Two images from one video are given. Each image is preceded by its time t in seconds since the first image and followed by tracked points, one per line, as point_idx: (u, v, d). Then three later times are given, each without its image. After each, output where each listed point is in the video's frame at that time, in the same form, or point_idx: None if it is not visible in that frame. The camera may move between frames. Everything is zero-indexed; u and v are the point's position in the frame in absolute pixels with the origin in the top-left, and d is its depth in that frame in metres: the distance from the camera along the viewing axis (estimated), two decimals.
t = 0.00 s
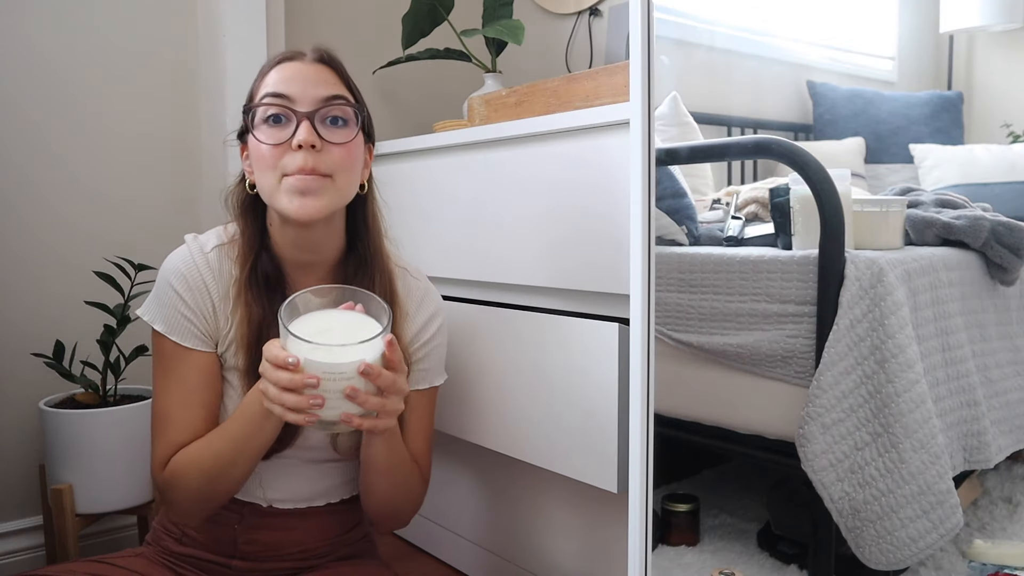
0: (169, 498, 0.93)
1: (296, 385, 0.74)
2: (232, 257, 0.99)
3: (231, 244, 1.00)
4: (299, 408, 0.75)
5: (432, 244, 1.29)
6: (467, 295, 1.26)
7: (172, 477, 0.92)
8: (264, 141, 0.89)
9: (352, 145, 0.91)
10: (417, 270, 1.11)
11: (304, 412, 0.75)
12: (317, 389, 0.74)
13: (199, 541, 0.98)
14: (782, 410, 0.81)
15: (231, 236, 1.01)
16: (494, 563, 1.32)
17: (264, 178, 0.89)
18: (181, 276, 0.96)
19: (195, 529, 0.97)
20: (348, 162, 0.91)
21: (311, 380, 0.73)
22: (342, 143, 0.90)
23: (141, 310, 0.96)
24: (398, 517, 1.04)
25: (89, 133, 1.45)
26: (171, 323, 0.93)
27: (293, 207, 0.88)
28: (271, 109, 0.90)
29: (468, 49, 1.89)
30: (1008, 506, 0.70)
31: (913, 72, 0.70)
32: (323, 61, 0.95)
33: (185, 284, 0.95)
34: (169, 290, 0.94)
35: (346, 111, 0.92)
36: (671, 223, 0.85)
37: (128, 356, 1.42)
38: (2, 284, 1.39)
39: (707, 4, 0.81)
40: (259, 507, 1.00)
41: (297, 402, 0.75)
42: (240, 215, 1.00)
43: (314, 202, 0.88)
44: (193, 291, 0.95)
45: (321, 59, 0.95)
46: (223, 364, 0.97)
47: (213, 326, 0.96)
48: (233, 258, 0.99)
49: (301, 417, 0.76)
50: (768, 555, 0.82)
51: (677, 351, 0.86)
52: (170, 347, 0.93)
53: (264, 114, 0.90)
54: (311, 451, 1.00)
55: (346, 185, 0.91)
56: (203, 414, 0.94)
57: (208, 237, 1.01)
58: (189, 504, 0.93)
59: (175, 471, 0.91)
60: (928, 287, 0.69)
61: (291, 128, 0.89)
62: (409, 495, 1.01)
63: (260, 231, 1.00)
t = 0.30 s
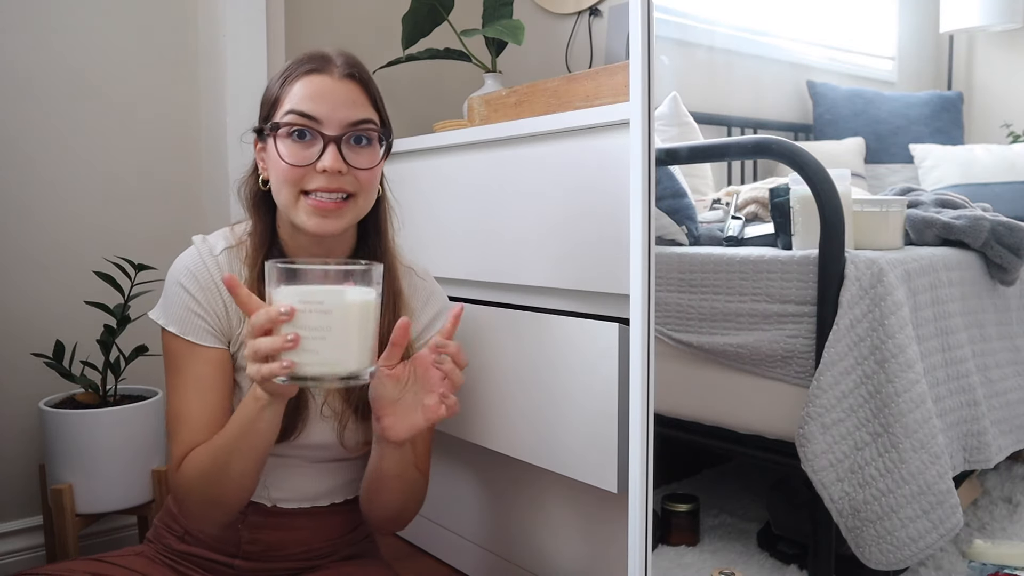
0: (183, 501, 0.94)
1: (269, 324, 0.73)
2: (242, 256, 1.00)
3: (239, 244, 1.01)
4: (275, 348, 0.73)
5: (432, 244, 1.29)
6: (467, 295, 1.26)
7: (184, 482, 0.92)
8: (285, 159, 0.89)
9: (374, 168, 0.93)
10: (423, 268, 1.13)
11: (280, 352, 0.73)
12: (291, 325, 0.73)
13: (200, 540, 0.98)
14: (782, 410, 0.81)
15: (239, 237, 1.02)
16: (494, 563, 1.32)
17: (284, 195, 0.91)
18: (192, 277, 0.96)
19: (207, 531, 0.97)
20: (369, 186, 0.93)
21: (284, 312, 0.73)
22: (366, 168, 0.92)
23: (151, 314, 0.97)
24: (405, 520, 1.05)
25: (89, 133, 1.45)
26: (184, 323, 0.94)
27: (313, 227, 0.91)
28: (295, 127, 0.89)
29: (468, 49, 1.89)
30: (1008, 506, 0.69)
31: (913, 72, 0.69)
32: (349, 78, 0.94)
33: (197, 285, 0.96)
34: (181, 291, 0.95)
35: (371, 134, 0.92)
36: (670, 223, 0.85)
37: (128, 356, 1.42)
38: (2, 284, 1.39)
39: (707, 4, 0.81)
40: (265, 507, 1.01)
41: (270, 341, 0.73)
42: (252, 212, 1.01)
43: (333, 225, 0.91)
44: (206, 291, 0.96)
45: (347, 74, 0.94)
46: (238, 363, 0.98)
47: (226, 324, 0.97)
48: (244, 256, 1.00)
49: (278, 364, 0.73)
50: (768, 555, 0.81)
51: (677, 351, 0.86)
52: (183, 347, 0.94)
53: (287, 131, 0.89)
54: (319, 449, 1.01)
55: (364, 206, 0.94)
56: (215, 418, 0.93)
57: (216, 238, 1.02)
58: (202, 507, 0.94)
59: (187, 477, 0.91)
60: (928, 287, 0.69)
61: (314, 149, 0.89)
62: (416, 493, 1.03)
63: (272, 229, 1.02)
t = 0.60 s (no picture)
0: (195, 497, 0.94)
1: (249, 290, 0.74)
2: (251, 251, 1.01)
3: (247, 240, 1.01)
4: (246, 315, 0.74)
5: (434, 245, 1.29)
6: (467, 294, 1.26)
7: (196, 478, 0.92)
8: (285, 162, 0.89)
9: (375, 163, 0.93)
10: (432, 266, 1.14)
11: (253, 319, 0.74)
12: (265, 290, 0.73)
13: (200, 540, 0.98)
14: (782, 410, 0.81)
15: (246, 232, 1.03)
16: (494, 563, 1.32)
17: (287, 197, 0.91)
18: (201, 273, 0.97)
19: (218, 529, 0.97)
20: (370, 181, 0.93)
21: (256, 278, 0.73)
22: (366, 164, 0.91)
23: (162, 311, 0.97)
24: (430, 510, 1.06)
25: (89, 132, 1.45)
26: (194, 317, 0.94)
27: (319, 226, 0.92)
28: (292, 128, 0.89)
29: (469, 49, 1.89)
30: (1008, 506, 0.69)
31: (912, 72, 0.69)
32: (343, 75, 0.94)
33: (207, 280, 0.96)
34: (192, 287, 0.95)
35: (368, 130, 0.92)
36: (670, 223, 0.85)
37: (128, 356, 1.42)
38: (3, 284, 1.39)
39: (706, 4, 0.81)
40: (268, 508, 1.01)
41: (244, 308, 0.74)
42: (259, 209, 1.02)
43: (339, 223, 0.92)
44: (215, 286, 0.97)
45: (341, 71, 0.94)
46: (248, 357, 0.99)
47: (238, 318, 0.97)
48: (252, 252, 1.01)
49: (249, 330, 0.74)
50: (768, 555, 0.82)
51: (677, 351, 0.86)
52: (193, 341, 0.94)
53: (285, 133, 0.90)
54: (327, 447, 1.01)
55: (367, 202, 0.94)
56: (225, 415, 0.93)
57: (222, 236, 1.02)
58: (214, 502, 0.94)
59: (198, 471, 0.91)
60: (928, 287, 0.69)
61: (313, 150, 0.89)
62: (440, 480, 1.03)
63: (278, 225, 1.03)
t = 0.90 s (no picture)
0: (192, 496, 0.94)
1: (252, 284, 0.74)
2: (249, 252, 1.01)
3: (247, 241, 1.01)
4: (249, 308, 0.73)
5: (434, 245, 1.29)
6: (467, 294, 1.26)
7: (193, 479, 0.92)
8: (281, 167, 0.90)
9: (370, 167, 0.93)
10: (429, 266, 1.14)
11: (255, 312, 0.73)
12: (269, 283, 0.72)
13: (199, 540, 0.98)
14: (783, 410, 0.81)
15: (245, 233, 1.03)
16: (494, 563, 1.32)
17: (283, 200, 0.92)
18: (200, 273, 0.97)
19: (216, 528, 0.97)
20: (365, 184, 0.93)
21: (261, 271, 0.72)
22: (360, 168, 0.92)
23: (159, 311, 0.97)
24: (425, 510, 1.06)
25: (89, 132, 1.45)
26: (192, 317, 0.94)
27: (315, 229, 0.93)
28: (287, 133, 0.90)
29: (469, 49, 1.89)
30: (1008, 506, 0.69)
31: (912, 72, 0.69)
32: (338, 78, 0.93)
33: (206, 280, 0.96)
34: (189, 287, 0.95)
35: (363, 135, 0.92)
36: (670, 223, 0.85)
37: (128, 356, 1.42)
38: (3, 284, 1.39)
39: (706, 4, 0.81)
40: (269, 508, 1.01)
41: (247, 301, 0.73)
42: (257, 207, 1.02)
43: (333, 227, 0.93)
44: (214, 286, 0.96)
45: (337, 74, 0.93)
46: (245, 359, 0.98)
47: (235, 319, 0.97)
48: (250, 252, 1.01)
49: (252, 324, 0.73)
50: (768, 555, 0.82)
51: (677, 350, 0.86)
52: (192, 342, 0.94)
53: (280, 137, 0.90)
54: (327, 447, 1.01)
55: (361, 205, 0.94)
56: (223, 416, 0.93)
57: (222, 236, 1.02)
58: (211, 502, 0.94)
59: (193, 472, 0.91)
60: (928, 287, 0.69)
61: (308, 155, 0.90)
62: (436, 479, 1.03)
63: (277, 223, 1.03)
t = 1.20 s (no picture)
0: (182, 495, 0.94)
1: (259, 289, 0.73)
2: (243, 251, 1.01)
3: (240, 242, 1.02)
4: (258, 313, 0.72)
5: (433, 246, 1.29)
6: (467, 294, 1.26)
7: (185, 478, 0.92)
8: (274, 161, 0.90)
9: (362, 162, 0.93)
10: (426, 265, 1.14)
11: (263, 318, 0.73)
12: (278, 288, 0.72)
13: (199, 540, 0.98)
14: (783, 410, 0.81)
15: (241, 233, 1.03)
16: (494, 563, 1.32)
17: (276, 195, 0.92)
18: (194, 272, 0.97)
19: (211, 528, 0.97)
20: (358, 179, 0.93)
21: (271, 275, 0.72)
22: (353, 163, 0.92)
23: (154, 311, 0.97)
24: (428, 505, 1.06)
25: (89, 132, 1.45)
26: (186, 316, 0.94)
27: (308, 225, 0.92)
28: (281, 127, 0.90)
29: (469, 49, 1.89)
30: (1008, 506, 0.69)
31: (912, 72, 0.69)
32: (332, 73, 0.93)
33: (200, 280, 0.96)
34: (184, 286, 0.96)
35: (355, 130, 0.92)
36: (670, 223, 0.85)
37: (128, 356, 1.42)
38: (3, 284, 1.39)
39: (706, 4, 0.81)
40: (268, 507, 1.01)
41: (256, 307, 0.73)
42: (250, 205, 1.02)
43: (326, 222, 0.92)
44: (207, 285, 0.97)
45: (331, 70, 0.94)
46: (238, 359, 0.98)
47: (229, 318, 0.97)
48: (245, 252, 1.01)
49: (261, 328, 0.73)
50: (768, 555, 0.81)
51: (677, 350, 0.86)
52: (185, 341, 0.95)
53: (275, 132, 0.90)
54: (326, 445, 1.01)
55: (354, 200, 0.94)
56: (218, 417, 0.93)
57: (216, 237, 1.02)
58: (201, 502, 0.94)
59: (188, 472, 0.91)
60: (928, 287, 0.69)
61: (301, 149, 0.90)
62: (437, 474, 1.03)
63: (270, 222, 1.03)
